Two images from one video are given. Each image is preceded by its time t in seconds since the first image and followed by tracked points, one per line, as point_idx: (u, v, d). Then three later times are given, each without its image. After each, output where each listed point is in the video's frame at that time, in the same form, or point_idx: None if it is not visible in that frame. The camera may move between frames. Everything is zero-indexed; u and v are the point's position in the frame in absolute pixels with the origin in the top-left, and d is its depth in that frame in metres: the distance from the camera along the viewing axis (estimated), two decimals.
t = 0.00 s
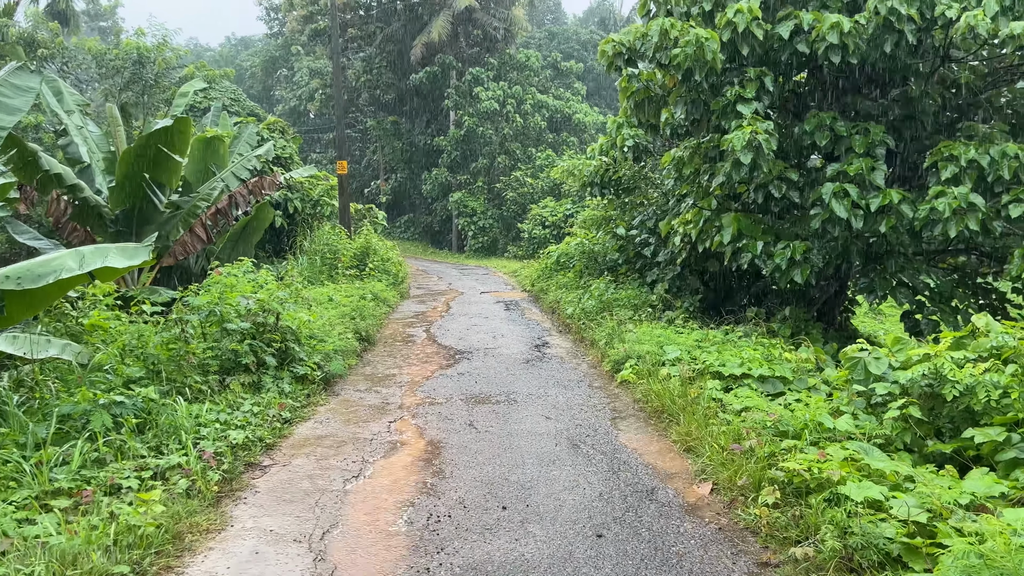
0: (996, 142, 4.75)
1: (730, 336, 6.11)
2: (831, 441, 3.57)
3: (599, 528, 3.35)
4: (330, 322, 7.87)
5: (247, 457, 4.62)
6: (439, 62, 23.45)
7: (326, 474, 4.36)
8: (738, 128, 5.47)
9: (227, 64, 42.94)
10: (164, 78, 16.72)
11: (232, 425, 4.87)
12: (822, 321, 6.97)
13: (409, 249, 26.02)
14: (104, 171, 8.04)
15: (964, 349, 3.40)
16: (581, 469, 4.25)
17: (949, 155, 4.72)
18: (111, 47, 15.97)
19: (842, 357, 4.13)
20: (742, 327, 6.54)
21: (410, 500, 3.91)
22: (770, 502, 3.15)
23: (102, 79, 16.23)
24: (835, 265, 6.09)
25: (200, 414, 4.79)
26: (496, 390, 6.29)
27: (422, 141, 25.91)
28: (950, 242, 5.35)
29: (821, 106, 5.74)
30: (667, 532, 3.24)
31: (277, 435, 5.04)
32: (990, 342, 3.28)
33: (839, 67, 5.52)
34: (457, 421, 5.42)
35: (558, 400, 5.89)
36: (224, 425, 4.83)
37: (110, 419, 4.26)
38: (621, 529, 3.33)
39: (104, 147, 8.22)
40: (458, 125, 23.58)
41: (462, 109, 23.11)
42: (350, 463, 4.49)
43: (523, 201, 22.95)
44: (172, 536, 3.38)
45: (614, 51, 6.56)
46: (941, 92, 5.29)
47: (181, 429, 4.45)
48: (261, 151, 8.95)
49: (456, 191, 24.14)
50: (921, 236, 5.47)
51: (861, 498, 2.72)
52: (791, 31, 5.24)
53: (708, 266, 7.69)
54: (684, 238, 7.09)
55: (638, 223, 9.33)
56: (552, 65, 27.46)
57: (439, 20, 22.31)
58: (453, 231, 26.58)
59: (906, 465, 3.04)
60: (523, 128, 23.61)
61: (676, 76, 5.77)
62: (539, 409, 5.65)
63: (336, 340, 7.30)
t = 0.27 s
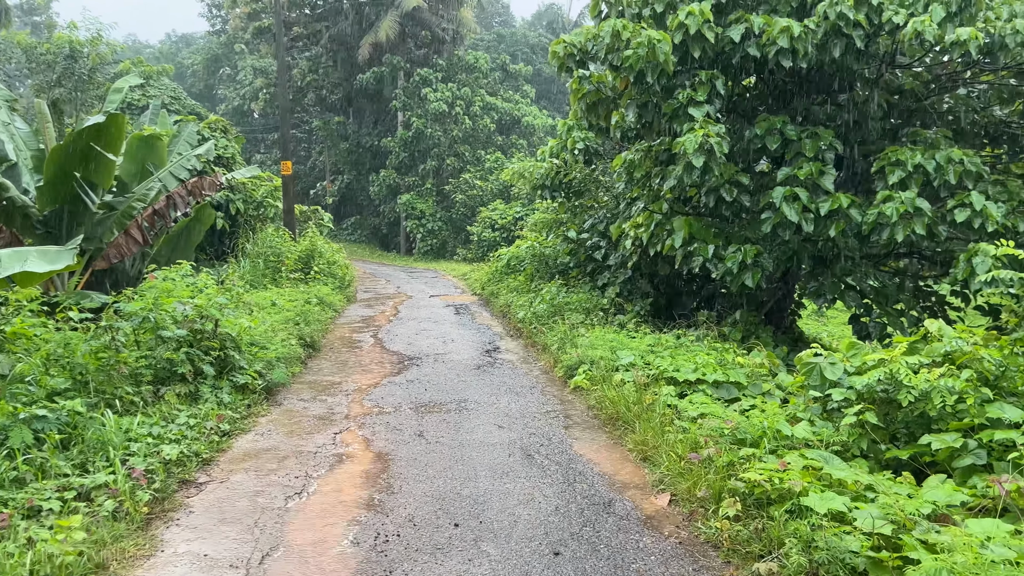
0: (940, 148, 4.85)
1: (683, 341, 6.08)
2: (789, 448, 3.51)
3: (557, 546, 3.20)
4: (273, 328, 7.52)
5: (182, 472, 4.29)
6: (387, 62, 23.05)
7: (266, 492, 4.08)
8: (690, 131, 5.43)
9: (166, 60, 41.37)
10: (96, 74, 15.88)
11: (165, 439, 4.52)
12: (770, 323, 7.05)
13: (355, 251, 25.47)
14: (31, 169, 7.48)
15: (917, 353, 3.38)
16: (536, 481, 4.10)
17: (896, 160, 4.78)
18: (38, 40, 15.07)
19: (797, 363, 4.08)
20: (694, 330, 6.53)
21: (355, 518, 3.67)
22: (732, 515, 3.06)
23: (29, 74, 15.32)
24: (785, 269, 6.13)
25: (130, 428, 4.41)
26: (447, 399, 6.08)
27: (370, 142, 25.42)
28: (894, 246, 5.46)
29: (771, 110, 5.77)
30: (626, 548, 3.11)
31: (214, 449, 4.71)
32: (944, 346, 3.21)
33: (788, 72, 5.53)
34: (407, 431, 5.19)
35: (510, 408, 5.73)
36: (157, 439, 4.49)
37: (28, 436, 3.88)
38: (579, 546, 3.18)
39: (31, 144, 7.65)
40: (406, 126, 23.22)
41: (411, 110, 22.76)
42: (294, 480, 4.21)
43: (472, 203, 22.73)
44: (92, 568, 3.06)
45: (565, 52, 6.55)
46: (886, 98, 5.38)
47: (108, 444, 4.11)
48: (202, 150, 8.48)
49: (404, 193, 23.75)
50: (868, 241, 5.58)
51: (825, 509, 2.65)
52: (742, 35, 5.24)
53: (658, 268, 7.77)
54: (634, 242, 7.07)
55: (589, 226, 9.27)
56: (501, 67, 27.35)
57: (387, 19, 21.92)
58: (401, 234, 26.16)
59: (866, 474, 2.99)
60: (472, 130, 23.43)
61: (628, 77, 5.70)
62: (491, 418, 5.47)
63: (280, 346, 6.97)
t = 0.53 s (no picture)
0: (882, 155, 4.92)
1: (632, 348, 6.01)
2: (743, 461, 3.42)
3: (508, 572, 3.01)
4: (207, 338, 7.10)
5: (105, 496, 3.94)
6: (329, 64, 22.51)
7: (195, 519, 3.75)
8: (638, 137, 5.35)
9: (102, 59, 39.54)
10: (18, 72, 14.93)
11: (84, 462, 4.14)
12: (716, 330, 7.07)
13: (297, 257, 24.72)
14: None
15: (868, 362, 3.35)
16: (485, 500, 3.90)
17: (841, 167, 4.83)
18: None
19: (749, 373, 4.02)
20: (643, 337, 6.48)
21: (291, 547, 3.40)
22: (689, 534, 2.94)
23: None
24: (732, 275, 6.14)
25: (43, 452, 4.02)
26: (391, 412, 5.82)
27: (312, 145, 24.74)
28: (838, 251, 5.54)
29: (717, 117, 5.76)
30: (581, 572, 2.94)
31: (139, 471, 4.33)
32: (895, 355, 3.15)
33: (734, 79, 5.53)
34: (348, 448, 4.91)
35: (457, 421, 5.52)
36: (75, 462, 4.10)
37: None
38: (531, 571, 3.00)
39: None
40: (349, 129, 22.71)
41: (354, 114, 22.27)
42: (226, 505, 3.90)
43: (417, 208, 22.35)
44: None
45: (511, 55, 6.30)
46: (829, 105, 5.45)
47: (18, 470, 3.72)
48: (134, 153, 7.86)
49: (347, 198, 23.19)
50: (813, 248, 5.64)
51: (786, 527, 2.55)
52: (689, 40, 5.20)
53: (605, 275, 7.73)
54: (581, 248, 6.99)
55: (536, 232, 9.15)
56: (446, 71, 27.07)
57: (329, 21, 21.36)
58: (344, 239, 25.55)
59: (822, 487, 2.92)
60: (417, 134, 23.09)
61: (576, 82, 5.59)
62: (437, 432, 5.24)
63: (216, 357, 6.58)
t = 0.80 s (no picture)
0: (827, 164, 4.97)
1: (583, 359, 5.90)
2: (698, 478, 3.32)
3: None
4: (138, 352, 6.65)
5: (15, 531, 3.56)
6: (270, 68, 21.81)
7: (114, 554, 3.41)
8: (586, 144, 5.26)
9: (32, 60, 37.57)
10: None
11: None
12: (664, 338, 7.05)
13: (236, 264, 23.82)
14: None
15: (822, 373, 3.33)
16: (432, 524, 3.69)
17: (788, 175, 4.85)
18: None
19: (702, 385, 3.95)
20: (593, 347, 6.38)
21: None
22: (648, 558, 2.80)
23: None
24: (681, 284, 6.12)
25: None
26: (333, 429, 5.53)
27: (252, 151, 23.90)
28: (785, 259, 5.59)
29: (666, 125, 5.74)
30: None
31: (56, 500, 3.95)
32: (849, 367, 3.14)
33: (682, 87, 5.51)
34: (286, 470, 4.61)
35: (403, 438, 5.28)
36: None
37: None
38: None
39: None
40: (291, 134, 22.07)
41: (296, 118, 21.66)
42: (150, 538, 3.57)
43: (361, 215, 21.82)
44: None
45: (457, 60, 6.05)
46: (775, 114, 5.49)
47: None
48: (60, 157, 7.72)
49: (289, 204, 22.50)
50: (759, 256, 5.67)
51: (749, 551, 2.43)
52: (638, 47, 5.15)
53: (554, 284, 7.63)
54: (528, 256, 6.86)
55: (483, 240, 8.98)
56: (391, 76, 26.66)
57: (269, 23, 20.68)
58: (286, 246, 24.78)
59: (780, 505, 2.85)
60: (360, 139, 22.61)
61: (524, 88, 5.46)
62: (381, 451, 4.99)
63: (147, 373, 6.15)
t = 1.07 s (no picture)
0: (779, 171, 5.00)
1: (538, 368, 5.78)
2: (660, 492, 3.22)
3: None
4: (71, 364, 6.23)
5: None
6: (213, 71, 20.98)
7: None
8: (540, 150, 5.15)
9: None
10: None
11: None
12: (618, 345, 7.00)
13: (178, 271, 22.91)
14: None
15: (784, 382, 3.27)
16: (385, 548, 3.48)
17: (742, 182, 4.85)
18: None
19: (660, 395, 3.85)
20: (549, 355, 6.27)
21: None
22: None
23: None
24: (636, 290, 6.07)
25: None
26: (279, 446, 5.24)
27: (196, 154, 22.88)
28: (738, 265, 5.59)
29: (620, 130, 5.68)
30: None
31: None
32: (810, 376, 3.08)
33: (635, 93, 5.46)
34: (228, 490, 4.32)
35: (352, 454, 5.04)
36: None
37: None
38: None
39: None
40: (236, 138, 21.37)
41: (240, 122, 20.98)
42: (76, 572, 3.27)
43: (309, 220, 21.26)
44: None
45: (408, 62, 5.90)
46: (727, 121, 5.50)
47: None
48: None
49: (233, 209, 21.76)
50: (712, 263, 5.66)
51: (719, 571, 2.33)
52: (591, 52, 5.07)
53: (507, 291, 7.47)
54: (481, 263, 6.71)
55: (435, 246, 8.77)
56: (338, 80, 26.15)
57: (213, 26, 19.83)
58: (231, 252, 23.97)
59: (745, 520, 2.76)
60: (308, 144, 22.06)
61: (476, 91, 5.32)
62: (330, 468, 4.75)
63: (81, 387, 5.76)
